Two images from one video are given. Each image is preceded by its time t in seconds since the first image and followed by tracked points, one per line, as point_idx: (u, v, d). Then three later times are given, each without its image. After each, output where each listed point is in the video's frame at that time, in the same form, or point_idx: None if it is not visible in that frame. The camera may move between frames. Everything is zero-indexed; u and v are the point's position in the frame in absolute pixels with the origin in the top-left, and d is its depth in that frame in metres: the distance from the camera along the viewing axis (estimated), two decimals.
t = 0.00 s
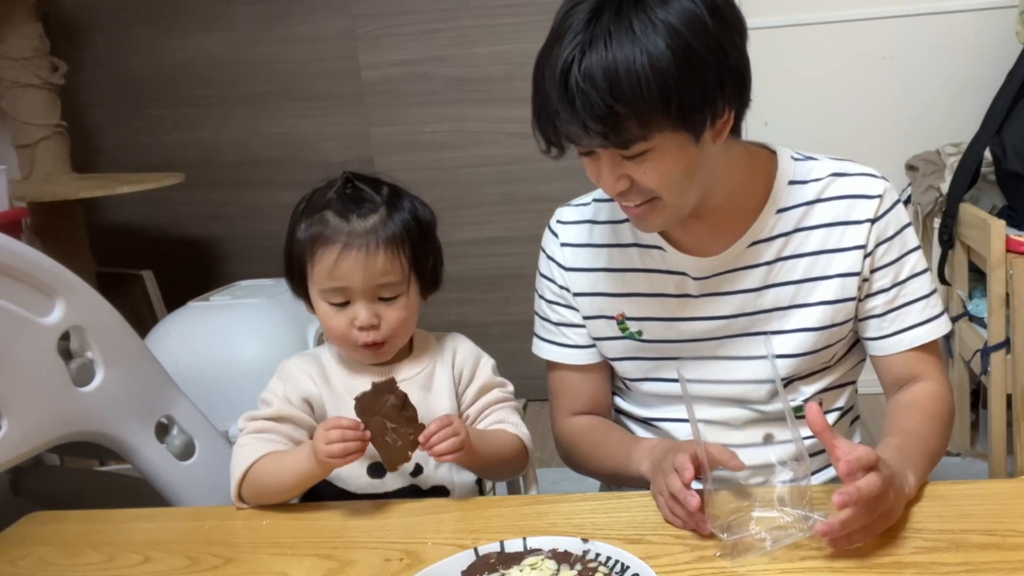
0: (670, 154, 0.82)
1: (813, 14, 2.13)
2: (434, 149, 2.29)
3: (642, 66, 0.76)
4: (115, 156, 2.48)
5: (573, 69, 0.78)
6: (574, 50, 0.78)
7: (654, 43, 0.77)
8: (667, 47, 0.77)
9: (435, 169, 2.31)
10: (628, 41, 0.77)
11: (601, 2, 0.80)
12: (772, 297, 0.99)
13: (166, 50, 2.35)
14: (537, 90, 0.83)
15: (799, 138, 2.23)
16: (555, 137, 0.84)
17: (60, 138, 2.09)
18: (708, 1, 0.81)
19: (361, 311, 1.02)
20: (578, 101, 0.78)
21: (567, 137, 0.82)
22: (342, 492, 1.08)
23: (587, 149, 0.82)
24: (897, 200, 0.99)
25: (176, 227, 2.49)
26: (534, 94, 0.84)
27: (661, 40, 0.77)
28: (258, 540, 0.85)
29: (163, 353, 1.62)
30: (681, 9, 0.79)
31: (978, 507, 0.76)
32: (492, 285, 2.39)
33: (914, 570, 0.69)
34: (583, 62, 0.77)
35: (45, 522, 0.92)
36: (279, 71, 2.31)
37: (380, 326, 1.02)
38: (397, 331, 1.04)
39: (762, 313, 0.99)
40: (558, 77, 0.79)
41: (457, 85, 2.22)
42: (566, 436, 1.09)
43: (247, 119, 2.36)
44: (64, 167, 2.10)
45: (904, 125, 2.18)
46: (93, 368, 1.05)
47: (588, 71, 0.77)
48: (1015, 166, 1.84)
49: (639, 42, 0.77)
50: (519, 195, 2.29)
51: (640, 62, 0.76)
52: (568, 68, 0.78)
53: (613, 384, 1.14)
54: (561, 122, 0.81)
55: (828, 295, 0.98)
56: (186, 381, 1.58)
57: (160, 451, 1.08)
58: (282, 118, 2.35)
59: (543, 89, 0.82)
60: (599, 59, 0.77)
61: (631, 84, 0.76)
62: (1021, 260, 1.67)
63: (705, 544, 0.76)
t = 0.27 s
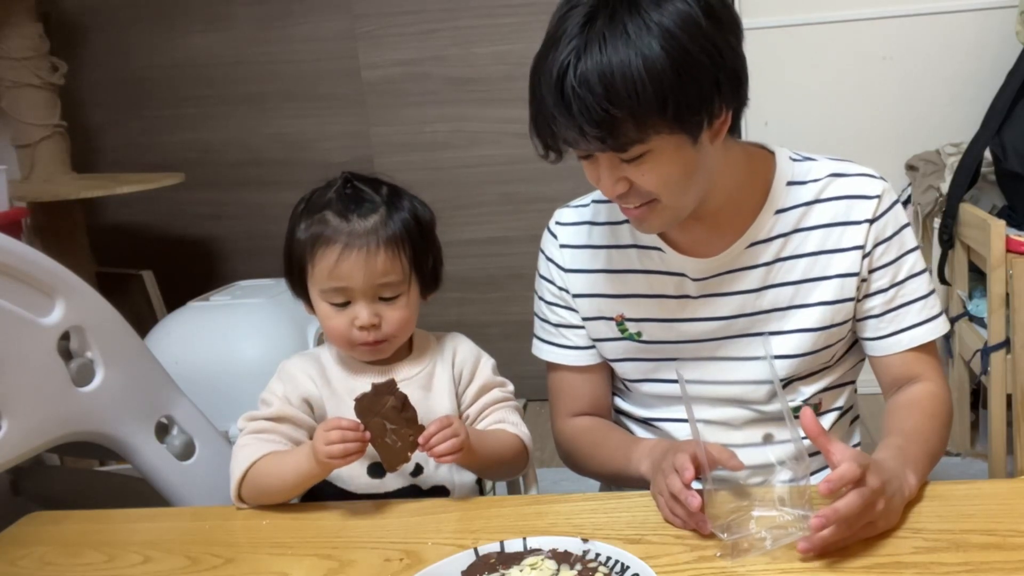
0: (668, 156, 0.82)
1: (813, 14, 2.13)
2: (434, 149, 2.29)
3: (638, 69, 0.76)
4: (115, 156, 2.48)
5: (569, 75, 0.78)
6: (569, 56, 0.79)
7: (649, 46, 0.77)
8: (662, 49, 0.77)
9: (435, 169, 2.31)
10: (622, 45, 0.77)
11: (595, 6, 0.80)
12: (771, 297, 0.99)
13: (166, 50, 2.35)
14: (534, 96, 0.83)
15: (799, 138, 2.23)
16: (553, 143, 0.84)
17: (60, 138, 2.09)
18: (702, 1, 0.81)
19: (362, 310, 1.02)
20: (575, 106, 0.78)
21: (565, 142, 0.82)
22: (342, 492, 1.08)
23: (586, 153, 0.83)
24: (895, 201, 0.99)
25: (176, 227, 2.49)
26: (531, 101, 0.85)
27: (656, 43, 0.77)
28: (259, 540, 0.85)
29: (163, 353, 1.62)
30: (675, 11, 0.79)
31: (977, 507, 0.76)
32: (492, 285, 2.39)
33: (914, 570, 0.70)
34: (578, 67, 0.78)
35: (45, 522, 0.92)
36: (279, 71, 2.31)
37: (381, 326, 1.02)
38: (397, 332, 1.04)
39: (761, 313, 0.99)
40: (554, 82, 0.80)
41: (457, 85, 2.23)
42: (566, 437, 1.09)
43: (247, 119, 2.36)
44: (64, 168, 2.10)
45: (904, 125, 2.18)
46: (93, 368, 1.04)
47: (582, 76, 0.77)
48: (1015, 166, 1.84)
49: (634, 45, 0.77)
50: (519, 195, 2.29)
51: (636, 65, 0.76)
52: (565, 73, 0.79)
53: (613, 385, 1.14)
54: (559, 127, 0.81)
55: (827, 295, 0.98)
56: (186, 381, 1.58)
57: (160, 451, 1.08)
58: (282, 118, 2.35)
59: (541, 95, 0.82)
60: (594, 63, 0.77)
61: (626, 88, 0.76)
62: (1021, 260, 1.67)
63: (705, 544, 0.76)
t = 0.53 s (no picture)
0: (641, 116, 0.80)
1: (812, 14, 2.14)
2: (434, 149, 2.29)
3: (604, 24, 0.74)
4: (115, 156, 2.47)
5: (531, 39, 0.76)
6: (529, 21, 0.76)
7: None
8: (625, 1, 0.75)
9: (435, 169, 2.31)
10: (585, 3, 0.75)
11: None
12: (760, 286, 0.95)
13: (166, 50, 2.35)
14: (496, 70, 0.80)
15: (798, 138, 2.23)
16: (521, 118, 0.82)
17: (60, 138, 2.09)
18: None
19: (361, 313, 1.04)
20: (542, 71, 0.76)
21: (534, 114, 0.79)
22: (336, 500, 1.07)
23: (557, 123, 0.80)
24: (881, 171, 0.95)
25: (176, 228, 2.49)
26: (491, 78, 0.82)
27: None
28: (259, 540, 0.85)
29: (163, 354, 1.62)
30: None
31: (977, 508, 0.76)
32: (491, 286, 2.38)
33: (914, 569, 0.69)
34: (541, 31, 0.75)
35: (45, 523, 0.92)
36: (279, 71, 2.31)
37: (379, 326, 1.05)
38: (393, 331, 1.07)
39: (754, 303, 0.96)
40: (515, 52, 0.77)
41: (457, 85, 2.23)
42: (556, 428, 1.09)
43: (247, 120, 2.36)
44: (64, 168, 2.10)
45: (904, 125, 2.19)
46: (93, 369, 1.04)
47: (547, 39, 0.75)
48: (1015, 166, 1.84)
49: (595, 2, 0.75)
50: (518, 195, 2.29)
51: (601, 20, 0.74)
52: (526, 40, 0.76)
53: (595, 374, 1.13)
54: (525, 98, 0.78)
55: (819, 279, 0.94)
56: (186, 382, 1.58)
57: (160, 451, 1.08)
58: (282, 118, 2.35)
59: (502, 68, 0.79)
60: (558, 23, 0.75)
61: (594, 44, 0.74)
62: (1020, 260, 1.67)
63: (706, 544, 0.76)
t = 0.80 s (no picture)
0: (645, 115, 0.80)
1: (812, 14, 2.14)
2: (434, 149, 2.29)
3: (609, 22, 0.74)
4: (115, 156, 2.47)
5: (536, 38, 0.76)
6: (534, 19, 0.76)
7: None
8: None
9: (435, 169, 2.31)
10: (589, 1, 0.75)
11: None
12: (761, 286, 0.95)
13: (166, 50, 2.35)
14: (500, 68, 0.80)
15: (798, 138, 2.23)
16: (525, 116, 0.82)
17: (60, 138, 2.09)
18: None
19: (355, 314, 1.04)
20: (546, 69, 0.76)
21: (537, 112, 0.79)
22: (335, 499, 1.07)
23: (560, 121, 0.80)
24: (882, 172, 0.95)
25: (176, 228, 2.49)
26: (495, 76, 0.82)
27: None
28: (258, 540, 0.85)
29: (162, 354, 1.62)
30: None
31: (977, 508, 0.76)
32: (491, 286, 2.38)
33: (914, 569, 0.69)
34: (546, 29, 0.75)
35: (45, 523, 0.92)
36: (279, 71, 2.31)
37: (373, 326, 1.05)
38: (387, 331, 1.07)
39: (754, 303, 0.96)
40: (520, 50, 0.77)
41: (457, 85, 2.23)
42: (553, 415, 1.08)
43: (247, 120, 2.36)
44: (64, 168, 2.10)
45: (904, 124, 2.19)
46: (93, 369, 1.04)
47: (552, 37, 0.75)
48: (1015, 166, 1.84)
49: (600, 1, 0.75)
50: (518, 195, 2.29)
51: (606, 19, 0.74)
52: (531, 38, 0.76)
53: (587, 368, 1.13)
54: (529, 96, 0.78)
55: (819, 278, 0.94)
56: (185, 383, 1.58)
57: (160, 451, 1.08)
58: (282, 118, 2.35)
59: (507, 66, 0.79)
60: (563, 22, 0.75)
61: (599, 43, 0.74)
62: (1020, 260, 1.67)
63: (706, 544, 0.76)
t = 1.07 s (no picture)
0: (644, 115, 0.80)
1: (812, 14, 2.14)
2: (434, 149, 2.29)
3: (608, 23, 0.74)
4: (115, 156, 2.47)
5: (535, 38, 0.76)
6: (533, 19, 0.76)
7: None
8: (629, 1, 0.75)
9: (435, 169, 2.31)
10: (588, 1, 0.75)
11: None
12: (762, 286, 0.95)
13: (165, 50, 2.35)
14: (499, 68, 0.80)
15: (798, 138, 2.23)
16: (524, 115, 0.82)
17: (60, 138, 2.09)
18: None
19: (353, 314, 1.04)
20: (544, 69, 0.76)
21: (536, 113, 0.80)
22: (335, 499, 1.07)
23: (559, 121, 0.80)
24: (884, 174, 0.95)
25: (176, 227, 2.49)
26: (495, 76, 0.82)
27: None
28: (257, 540, 0.85)
29: (162, 354, 1.62)
30: None
31: (977, 508, 0.76)
32: (491, 286, 2.38)
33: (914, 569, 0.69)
34: (545, 29, 0.75)
35: (45, 523, 0.92)
36: (279, 71, 2.31)
37: (371, 326, 1.05)
38: (386, 331, 1.07)
39: (755, 303, 0.96)
40: (519, 51, 0.77)
41: (457, 85, 2.23)
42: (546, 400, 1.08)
43: (247, 120, 2.36)
44: (64, 168, 2.10)
45: (904, 124, 2.19)
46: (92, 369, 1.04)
47: (550, 38, 0.75)
48: (1015, 166, 1.84)
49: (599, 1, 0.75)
50: (518, 195, 2.29)
51: (604, 20, 0.74)
52: (529, 39, 0.76)
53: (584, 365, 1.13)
54: (528, 96, 0.78)
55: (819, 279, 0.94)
56: (185, 383, 1.58)
57: (160, 451, 1.08)
58: (282, 118, 2.35)
59: (506, 66, 0.79)
60: (562, 22, 0.75)
61: (597, 44, 0.74)
62: (1020, 260, 1.67)
63: (706, 544, 0.76)
